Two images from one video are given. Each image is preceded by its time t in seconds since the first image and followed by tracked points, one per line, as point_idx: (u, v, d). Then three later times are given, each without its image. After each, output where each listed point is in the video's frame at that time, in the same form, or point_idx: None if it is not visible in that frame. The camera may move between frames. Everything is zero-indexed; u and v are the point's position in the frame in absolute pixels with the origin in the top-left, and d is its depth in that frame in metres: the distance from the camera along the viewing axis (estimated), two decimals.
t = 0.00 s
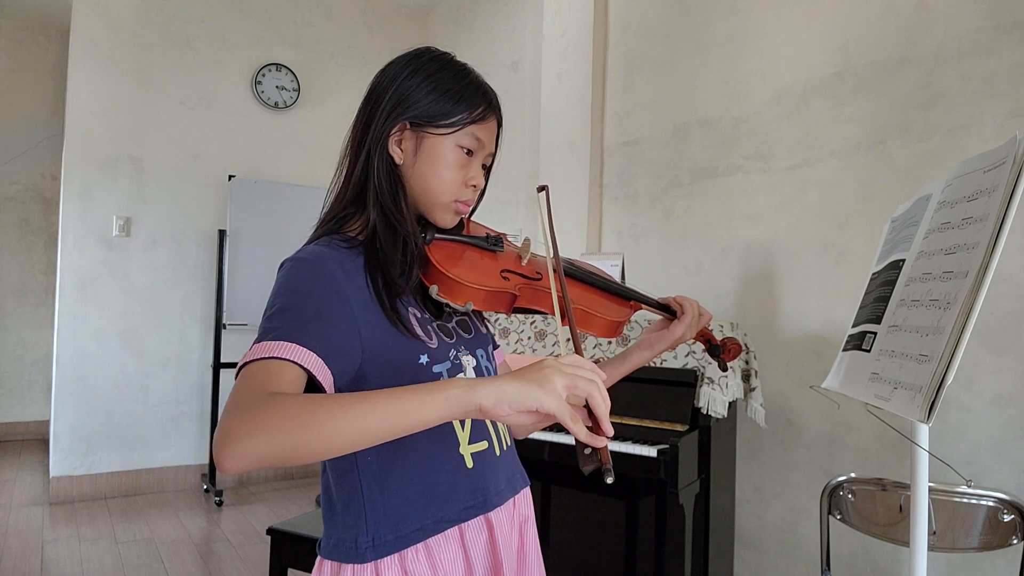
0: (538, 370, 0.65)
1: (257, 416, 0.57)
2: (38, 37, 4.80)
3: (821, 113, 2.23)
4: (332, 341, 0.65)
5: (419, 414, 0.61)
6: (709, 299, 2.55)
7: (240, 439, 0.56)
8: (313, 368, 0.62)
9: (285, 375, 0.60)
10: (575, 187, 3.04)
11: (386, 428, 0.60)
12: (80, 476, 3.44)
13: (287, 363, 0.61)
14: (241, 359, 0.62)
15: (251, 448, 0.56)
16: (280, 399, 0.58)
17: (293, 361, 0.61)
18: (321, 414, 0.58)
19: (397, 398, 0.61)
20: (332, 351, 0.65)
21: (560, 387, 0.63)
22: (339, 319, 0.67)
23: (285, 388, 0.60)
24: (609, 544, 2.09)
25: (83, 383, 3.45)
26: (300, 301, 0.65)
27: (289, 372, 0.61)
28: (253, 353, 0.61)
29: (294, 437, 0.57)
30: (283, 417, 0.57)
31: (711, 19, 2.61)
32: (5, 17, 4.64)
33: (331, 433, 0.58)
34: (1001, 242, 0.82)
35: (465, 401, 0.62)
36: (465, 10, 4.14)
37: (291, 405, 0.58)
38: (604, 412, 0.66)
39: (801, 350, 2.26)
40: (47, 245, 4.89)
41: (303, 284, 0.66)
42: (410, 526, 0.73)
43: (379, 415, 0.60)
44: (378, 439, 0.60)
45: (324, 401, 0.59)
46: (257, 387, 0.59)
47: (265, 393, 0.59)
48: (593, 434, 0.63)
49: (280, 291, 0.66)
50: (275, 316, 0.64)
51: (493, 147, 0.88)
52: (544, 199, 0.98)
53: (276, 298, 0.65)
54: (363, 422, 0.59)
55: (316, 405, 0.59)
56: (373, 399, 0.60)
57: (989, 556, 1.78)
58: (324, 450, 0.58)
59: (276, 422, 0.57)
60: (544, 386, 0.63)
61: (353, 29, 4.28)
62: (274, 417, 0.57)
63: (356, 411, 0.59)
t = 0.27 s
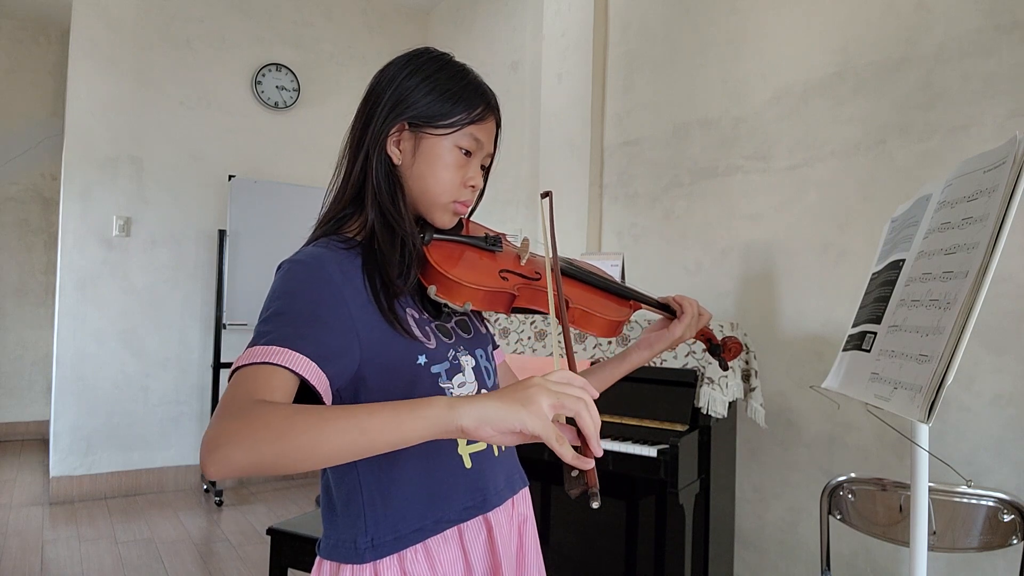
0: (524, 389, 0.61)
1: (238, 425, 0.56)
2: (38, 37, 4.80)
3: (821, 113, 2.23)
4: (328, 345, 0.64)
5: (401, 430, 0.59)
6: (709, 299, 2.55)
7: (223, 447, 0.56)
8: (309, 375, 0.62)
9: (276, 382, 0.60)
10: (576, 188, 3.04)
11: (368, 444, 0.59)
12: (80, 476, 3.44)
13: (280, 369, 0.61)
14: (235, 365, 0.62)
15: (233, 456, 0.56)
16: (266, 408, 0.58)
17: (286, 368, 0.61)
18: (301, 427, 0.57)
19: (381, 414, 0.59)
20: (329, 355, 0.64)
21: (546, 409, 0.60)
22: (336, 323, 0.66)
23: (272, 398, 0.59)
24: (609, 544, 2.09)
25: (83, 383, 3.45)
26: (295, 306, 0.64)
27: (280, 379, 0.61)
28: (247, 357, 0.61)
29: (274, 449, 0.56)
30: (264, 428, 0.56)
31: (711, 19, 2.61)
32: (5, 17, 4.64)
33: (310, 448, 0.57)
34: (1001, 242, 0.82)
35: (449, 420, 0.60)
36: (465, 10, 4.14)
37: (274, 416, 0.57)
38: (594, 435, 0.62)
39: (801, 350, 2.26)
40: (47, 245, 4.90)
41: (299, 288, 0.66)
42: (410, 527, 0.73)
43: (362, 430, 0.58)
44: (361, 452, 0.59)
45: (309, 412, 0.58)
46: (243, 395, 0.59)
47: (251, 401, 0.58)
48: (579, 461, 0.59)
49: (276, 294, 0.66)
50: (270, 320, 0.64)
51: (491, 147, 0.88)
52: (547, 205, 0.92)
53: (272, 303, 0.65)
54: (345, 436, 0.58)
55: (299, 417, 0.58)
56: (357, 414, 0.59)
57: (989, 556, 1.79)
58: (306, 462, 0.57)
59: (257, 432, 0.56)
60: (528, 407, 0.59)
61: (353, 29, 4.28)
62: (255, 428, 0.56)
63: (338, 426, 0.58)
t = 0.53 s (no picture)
0: (507, 400, 0.57)
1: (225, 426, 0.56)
2: (39, 37, 4.80)
3: (821, 113, 2.23)
4: (322, 347, 0.64)
5: (381, 440, 0.57)
6: (709, 299, 2.55)
7: (208, 447, 0.56)
8: (303, 378, 0.62)
9: (265, 384, 0.60)
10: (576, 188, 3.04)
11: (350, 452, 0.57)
12: (80, 476, 3.44)
13: (271, 372, 0.60)
14: (227, 365, 0.62)
15: (217, 457, 0.55)
16: (251, 411, 0.57)
17: (278, 369, 0.60)
18: (281, 432, 0.55)
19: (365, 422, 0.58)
20: (323, 357, 0.64)
21: (527, 421, 0.56)
22: (331, 325, 0.66)
23: (259, 401, 0.59)
24: (610, 544, 2.09)
25: (83, 383, 3.45)
26: (288, 307, 0.64)
27: (269, 381, 0.60)
28: (239, 357, 0.61)
29: (257, 451, 0.55)
30: (248, 430, 0.55)
31: (711, 19, 2.60)
32: (5, 17, 4.64)
33: (290, 453, 0.55)
34: (1001, 242, 0.82)
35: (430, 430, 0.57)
36: (465, 10, 4.14)
37: (259, 419, 0.56)
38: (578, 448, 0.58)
39: (801, 350, 2.26)
40: (47, 245, 4.90)
41: (293, 289, 0.65)
42: (407, 528, 0.73)
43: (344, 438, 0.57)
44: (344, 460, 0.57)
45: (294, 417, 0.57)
46: (231, 398, 0.58)
47: (239, 403, 0.58)
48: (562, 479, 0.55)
49: (270, 294, 0.65)
50: (263, 319, 0.63)
51: (490, 148, 0.88)
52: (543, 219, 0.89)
53: (265, 303, 0.65)
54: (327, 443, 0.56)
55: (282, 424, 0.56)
56: (339, 422, 0.57)
57: (989, 556, 1.78)
58: (286, 467, 0.56)
59: (243, 433, 0.55)
60: (507, 420, 0.55)
61: (353, 29, 4.28)
62: (239, 430, 0.55)
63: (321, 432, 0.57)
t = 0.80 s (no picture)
0: (488, 415, 0.56)
1: (210, 428, 0.55)
2: (39, 37, 4.80)
3: (821, 113, 2.23)
4: (319, 348, 0.64)
5: (366, 450, 0.56)
6: (709, 298, 2.55)
7: (194, 449, 0.55)
8: (300, 380, 0.61)
9: (258, 386, 0.59)
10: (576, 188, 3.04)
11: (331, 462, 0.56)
12: (80, 476, 3.44)
13: (266, 374, 0.60)
14: (221, 366, 0.62)
15: (202, 459, 0.55)
16: (239, 413, 0.56)
17: (271, 371, 0.60)
18: (265, 438, 0.55)
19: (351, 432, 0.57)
20: (321, 358, 0.64)
21: (509, 438, 0.54)
22: (327, 326, 0.66)
23: (248, 404, 0.58)
24: (609, 544, 2.09)
25: (83, 383, 3.45)
26: (284, 308, 0.64)
27: (260, 384, 0.59)
28: (234, 357, 0.60)
29: (241, 456, 0.54)
30: (232, 433, 0.55)
31: (711, 19, 2.60)
32: (5, 17, 4.64)
33: (272, 460, 0.54)
34: (1001, 242, 0.82)
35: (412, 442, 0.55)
36: (465, 10, 4.14)
37: (245, 422, 0.56)
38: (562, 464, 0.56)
39: (802, 350, 2.26)
40: (47, 245, 4.90)
41: (290, 289, 0.65)
42: (404, 528, 0.73)
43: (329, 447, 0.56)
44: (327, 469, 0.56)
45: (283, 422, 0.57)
46: (220, 399, 0.58)
47: (228, 405, 0.57)
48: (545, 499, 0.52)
49: (267, 294, 0.65)
50: (258, 321, 0.63)
51: (491, 148, 0.88)
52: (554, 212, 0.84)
53: (262, 303, 0.65)
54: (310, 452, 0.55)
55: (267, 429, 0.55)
56: (325, 431, 0.56)
57: (989, 556, 1.78)
58: (267, 474, 0.55)
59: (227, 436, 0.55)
60: (488, 436, 0.54)
61: (353, 29, 4.28)
62: (224, 432, 0.55)
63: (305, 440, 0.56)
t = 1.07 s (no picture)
0: (472, 428, 0.54)
1: (199, 431, 0.55)
2: (39, 37, 4.80)
3: (821, 113, 2.23)
4: (316, 350, 0.64)
5: (353, 460, 0.54)
6: (709, 298, 2.55)
7: (185, 452, 0.55)
8: (296, 381, 0.61)
9: (252, 389, 0.59)
10: (576, 188, 3.04)
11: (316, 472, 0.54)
12: (80, 476, 3.44)
13: (262, 376, 0.60)
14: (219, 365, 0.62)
15: (191, 462, 0.55)
16: (229, 416, 0.56)
17: (267, 372, 0.60)
18: (253, 445, 0.54)
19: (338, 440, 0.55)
20: (318, 358, 0.64)
21: (492, 453, 0.52)
22: (325, 326, 0.66)
23: (239, 409, 0.58)
24: (609, 544, 2.09)
25: (83, 383, 3.45)
26: (281, 308, 0.64)
27: (254, 386, 0.59)
28: (230, 358, 0.60)
29: (228, 461, 0.54)
30: (219, 437, 0.54)
31: (711, 19, 2.60)
32: (5, 17, 4.64)
33: (257, 467, 0.54)
34: (1001, 242, 0.82)
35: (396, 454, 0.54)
36: (465, 10, 4.14)
37: (233, 425, 0.55)
38: (546, 480, 0.53)
39: (802, 350, 2.26)
40: (47, 245, 4.90)
41: (288, 289, 0.65)
42: (401, 529, 0.73)
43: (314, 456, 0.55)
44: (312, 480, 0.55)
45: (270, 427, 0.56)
46: (211, 402, 0.58)
47: (218, 407, 0.57)
48: (530, 517, 0.49)
49: (264, 294, 0.65)
50: (254, 321, 0.63)
51: (492, 149, 0.88)
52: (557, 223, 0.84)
53: (259, 303, 0.65)
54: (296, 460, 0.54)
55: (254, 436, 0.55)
56: (312, 439, 0.55)
57: (989, 556, 1.78)
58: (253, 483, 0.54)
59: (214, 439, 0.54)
60: (470, 452, 0.52)
61: (353, 29, 4.28)
62: (212, 436, 0.54)
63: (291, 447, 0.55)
